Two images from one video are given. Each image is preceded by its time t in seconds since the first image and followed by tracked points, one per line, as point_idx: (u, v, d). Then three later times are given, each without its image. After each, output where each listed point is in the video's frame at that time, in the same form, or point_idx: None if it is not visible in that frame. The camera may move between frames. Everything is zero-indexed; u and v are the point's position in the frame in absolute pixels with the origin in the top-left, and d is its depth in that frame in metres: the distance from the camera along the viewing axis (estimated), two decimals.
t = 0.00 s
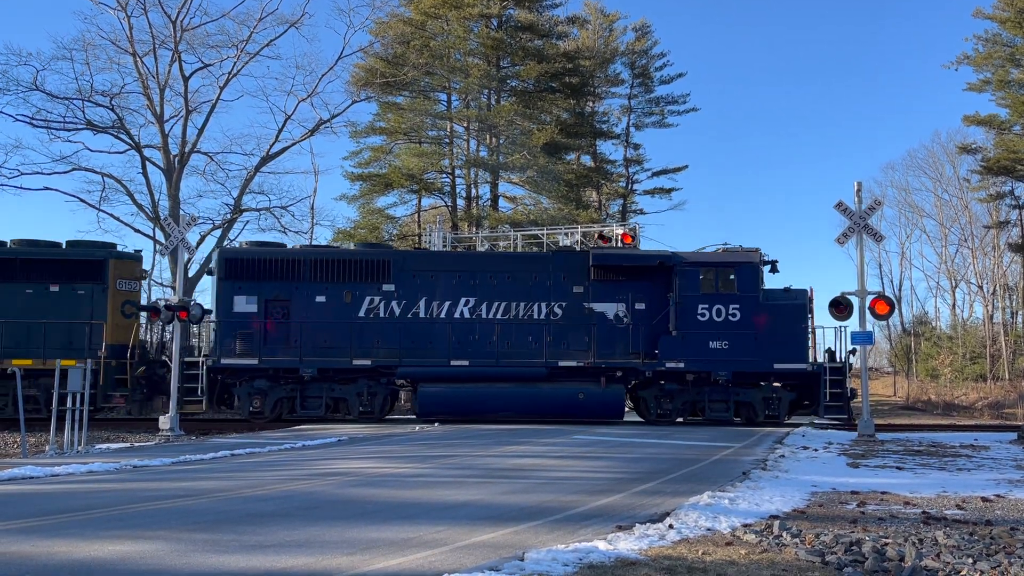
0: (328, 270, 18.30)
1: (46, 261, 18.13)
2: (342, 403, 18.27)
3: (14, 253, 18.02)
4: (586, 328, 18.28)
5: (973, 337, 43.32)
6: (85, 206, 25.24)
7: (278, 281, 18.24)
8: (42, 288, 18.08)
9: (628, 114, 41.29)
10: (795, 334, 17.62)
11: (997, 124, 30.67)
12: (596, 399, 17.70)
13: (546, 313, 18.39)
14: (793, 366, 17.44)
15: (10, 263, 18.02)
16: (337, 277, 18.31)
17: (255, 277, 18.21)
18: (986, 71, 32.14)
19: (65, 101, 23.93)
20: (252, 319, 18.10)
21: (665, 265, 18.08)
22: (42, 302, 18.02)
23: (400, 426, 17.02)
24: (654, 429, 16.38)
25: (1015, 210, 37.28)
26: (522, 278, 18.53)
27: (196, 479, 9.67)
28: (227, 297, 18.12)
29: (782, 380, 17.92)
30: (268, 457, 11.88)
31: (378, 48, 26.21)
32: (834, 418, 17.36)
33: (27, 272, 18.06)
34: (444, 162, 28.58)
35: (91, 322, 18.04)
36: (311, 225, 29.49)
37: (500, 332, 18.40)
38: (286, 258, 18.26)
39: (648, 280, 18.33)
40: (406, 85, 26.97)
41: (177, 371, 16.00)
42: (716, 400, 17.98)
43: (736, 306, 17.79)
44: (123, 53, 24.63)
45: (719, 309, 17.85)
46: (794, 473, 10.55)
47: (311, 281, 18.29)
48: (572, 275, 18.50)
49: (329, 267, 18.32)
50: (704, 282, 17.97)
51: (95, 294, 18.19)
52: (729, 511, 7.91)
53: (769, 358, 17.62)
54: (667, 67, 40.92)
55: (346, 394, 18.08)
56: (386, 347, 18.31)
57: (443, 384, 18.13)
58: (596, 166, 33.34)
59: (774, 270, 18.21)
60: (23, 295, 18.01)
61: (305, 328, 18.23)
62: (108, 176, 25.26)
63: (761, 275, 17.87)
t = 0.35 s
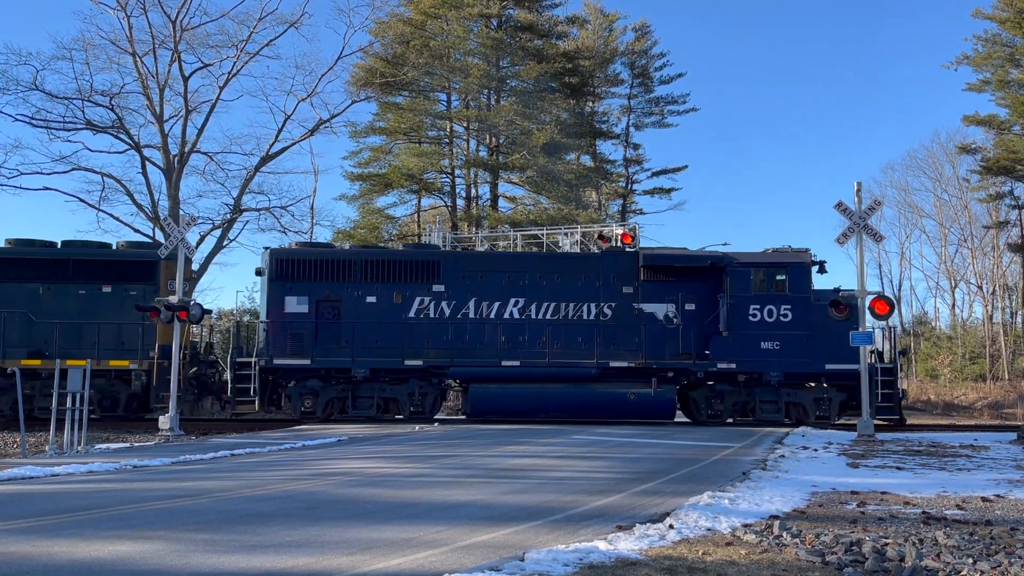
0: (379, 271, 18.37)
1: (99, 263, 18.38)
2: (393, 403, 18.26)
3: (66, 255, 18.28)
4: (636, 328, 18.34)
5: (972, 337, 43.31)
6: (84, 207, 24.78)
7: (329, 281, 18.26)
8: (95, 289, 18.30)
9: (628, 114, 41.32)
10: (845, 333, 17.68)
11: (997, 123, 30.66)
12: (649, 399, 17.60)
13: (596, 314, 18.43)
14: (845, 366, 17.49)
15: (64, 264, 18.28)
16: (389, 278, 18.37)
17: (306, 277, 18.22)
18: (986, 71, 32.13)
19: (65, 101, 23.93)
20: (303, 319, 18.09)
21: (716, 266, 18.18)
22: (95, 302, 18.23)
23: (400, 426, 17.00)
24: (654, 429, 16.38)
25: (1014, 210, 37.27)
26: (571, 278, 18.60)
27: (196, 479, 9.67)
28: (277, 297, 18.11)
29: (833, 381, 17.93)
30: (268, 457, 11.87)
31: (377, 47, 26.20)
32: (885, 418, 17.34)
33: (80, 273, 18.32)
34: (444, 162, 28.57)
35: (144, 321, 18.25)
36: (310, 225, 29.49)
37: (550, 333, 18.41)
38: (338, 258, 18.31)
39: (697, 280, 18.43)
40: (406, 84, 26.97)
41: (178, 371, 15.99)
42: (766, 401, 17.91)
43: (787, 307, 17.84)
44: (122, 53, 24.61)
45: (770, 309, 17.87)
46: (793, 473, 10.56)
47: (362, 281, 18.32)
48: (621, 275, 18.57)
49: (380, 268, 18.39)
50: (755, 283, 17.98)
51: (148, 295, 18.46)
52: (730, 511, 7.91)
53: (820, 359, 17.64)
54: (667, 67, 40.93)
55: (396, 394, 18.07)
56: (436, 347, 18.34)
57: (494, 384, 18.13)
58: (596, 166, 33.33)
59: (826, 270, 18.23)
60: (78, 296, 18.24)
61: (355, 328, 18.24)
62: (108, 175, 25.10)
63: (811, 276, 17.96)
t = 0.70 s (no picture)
0: (429, 272, 18.32)
1: (150, 264, 18.33)
2: (443, 403, 18.29)
3: (117, 256, 18.24)
4: (687, 329, 18.26)
5: (973, 337, 43.26)
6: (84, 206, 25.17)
7: (379, 282, 18.24)
8: (145, 290, 18.24)
9: (628, 114, 41.35)
10: (898, 334, 17.65)
11: (997, 124, 30.66)
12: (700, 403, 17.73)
13: (646, 315, 18.35)
14: (897, 368, 17.48)
15: (115, 265, 18.26)
16: (438, 279, 18.32)
17: (357, 279, 18.22)
18: (986, 72, 32.11)
19: (66, 102, 23.90)
20: (354, 320, 18.11)
21: (768, 267, 18.11)
22: (145, 303, 18.17)
23: (400, 427, 16.99)
24: (656, 430, 16.37)
25: (1014, 210, 37.28)
26: (621, 279, 18.52)
27: (196, 480, 9.66)
28: (328, 298, 18.11)
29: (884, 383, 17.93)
30: (267, 458, 11.86)
31: (377, 48, 26.15)
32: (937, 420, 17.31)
33: (131, 274, 18.26)
34: (444, 163, 28.57)
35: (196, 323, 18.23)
36: (310, 226, 29.51)
37: (601, 334, 18.34)
38: (388, 260, 18.28)
39: (747, 281, 18.35)
40: (406, 85, 27.00)
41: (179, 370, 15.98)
42: (818, 402, 17.92)
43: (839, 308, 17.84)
44: (122, 54, 24.63)
45: (822, 311, 17.88)
46: (794, 474, 10.54)
47: (412, 283, 18.27)
48: (672, 276, 18.47)
49: (430, 269, 18.34)
50: (808, 284, 18.00)
51: (199, 296, 18.44)
52: (730, 512, 7.90)
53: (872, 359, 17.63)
54: (667, 68, 40.95)
55: (448, 395, 18.08)
56: (486, 347, 18.29)
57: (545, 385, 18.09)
58: (596, 166, 33.33)
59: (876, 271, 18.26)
60: (130, 298, 18.21)
61: (406, 330, 18.24)
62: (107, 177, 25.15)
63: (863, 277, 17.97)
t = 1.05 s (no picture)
0: (480, 274, 18.39)
1: (201, 266, 18.36)
2: (495, 404, 18.24)
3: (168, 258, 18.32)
4: (738, 331, 18.21)
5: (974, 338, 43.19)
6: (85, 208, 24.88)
7: (430, 284, 18.32)
8: (198, 292, 18.31)
9: (628, 116, 41.39)
10: (950, 336, 17.64)
11: (997, 125, 30.65)
12: (754, 406, 17.64)
13: (697, 316, 18.33)
14: (950, 370, 17.49)
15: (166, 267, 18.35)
16: (488, 281, 18.39)
17: (408, 280, 18.30)
18: (987, 72, 32.09)
19: (66, 103, 23.91)
20: (405, 322, 18.19)
21: (820, 269, 18.08)
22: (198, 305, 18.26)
23: (401, 428, 16.98)
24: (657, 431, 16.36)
25: (1015, 211, 37.28)
26: (671, 280, 18.50)
27: (196, 481, 9.66)
28: (379, 300, 18.21)
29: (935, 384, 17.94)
30: (267, 459, 11.86)
31: (378, 49, 26.13)
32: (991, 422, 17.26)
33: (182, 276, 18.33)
34: (445, 164, 28.57)
35: (248, 326, 18.26)
36: (310, 227, 29.51)
37: (652, 335, 18.32)
38: (439, 262, 18.35)
39: (798, 283, 18.30)
40: (406, 86, 27.04)
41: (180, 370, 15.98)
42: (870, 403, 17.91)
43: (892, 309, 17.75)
44: (123, 55, 24.63)
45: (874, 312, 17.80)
46: (794, 475, 10.54)
47: (462, 284, 18.35)
48: (722, 277, 18.46)
49: (481, 270, 18.40)
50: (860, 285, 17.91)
51: (251, 299, 18.39)
52: (730, 514, 7.90)
53: (924, 361, 17.61)
54: (667, 69, 40.97)
55: (499, 396, 18.07)
56: (537, 349, 18.29)
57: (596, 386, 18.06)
58: (596, 167, 33.33)
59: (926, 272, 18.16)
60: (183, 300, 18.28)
61: (457, 331, 18.27)
62: (108, 179, 25.01)
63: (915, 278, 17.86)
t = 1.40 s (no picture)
0: (531, 276, 18.40)
1: (253, 268, 18.37)
2: (545, 406, 18.29)
3: (221, 260, 18.38)
4: (790, 332, 18.12)
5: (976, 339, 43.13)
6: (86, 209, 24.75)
7: (481, 286, 18.36)
8: (251, 294, 18.34)
9: (629, 117, 41.41)
10: (1004, 337, 17.61)
11: (998, 126, 30.64)
12: (808, 404, 17.72)
13: (748, 318, 18.24)
14: (1004, 371, 17.46)
15: (219, 269, 18.38)
16: (539, 283, 18.40)
17: (458, 283, 18.35)
18: (987, 73, 32.06)
19: (68, 104, 23.95)
20: (456, 324, 18.26)
21: (874, 270, 17.93)
22: (250, 307, 18.28)
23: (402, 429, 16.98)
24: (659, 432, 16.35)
25: (1016, 212, 37.29)
26: (723, 282, 18.42)
27: (197, 482, 9.66)
28: (431, 302, 18.30)
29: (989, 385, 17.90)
30: (268, 460, 11.87)
31: (379, 51, 26.28)
32: None
33: (235, 277, 18.37)
34: (445, 165, 28.56)
35: (300, 328, 18.26)
36: (312, 229, 29.54)
37: (704, 337, 18.25)
38: (490, 264, 18.37)
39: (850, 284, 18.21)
40: (406, 87, 27.08)
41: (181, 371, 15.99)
42: (924, 405, 17.90)
43: (945, 310, 17.73)
44: (124, 56, 24.65)
45: (928, 313, 17.80)
46: (795, 476, 10.54)
47: (513, 286, 18.37)
48: (774, 278, 18.35)
49: (532, 273, 18.42)
50: (912, 286, 17.88)
51: (302, 301, 18.39)
52: (731, 515, 7.89)
53: (978, 362, 17.58)
54: (667, 70, 40.97)
55: (550, 398, 18.12)
56: (588, 350, 18.27)
57: (648, 389, 18.11)
58: (596, 168, 33.34)
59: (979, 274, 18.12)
60: (235, 301, 18.28)
61: (508, 333, 18.31)
62: (109, 180, 24.86)
63: (969, 279, 17.83)
